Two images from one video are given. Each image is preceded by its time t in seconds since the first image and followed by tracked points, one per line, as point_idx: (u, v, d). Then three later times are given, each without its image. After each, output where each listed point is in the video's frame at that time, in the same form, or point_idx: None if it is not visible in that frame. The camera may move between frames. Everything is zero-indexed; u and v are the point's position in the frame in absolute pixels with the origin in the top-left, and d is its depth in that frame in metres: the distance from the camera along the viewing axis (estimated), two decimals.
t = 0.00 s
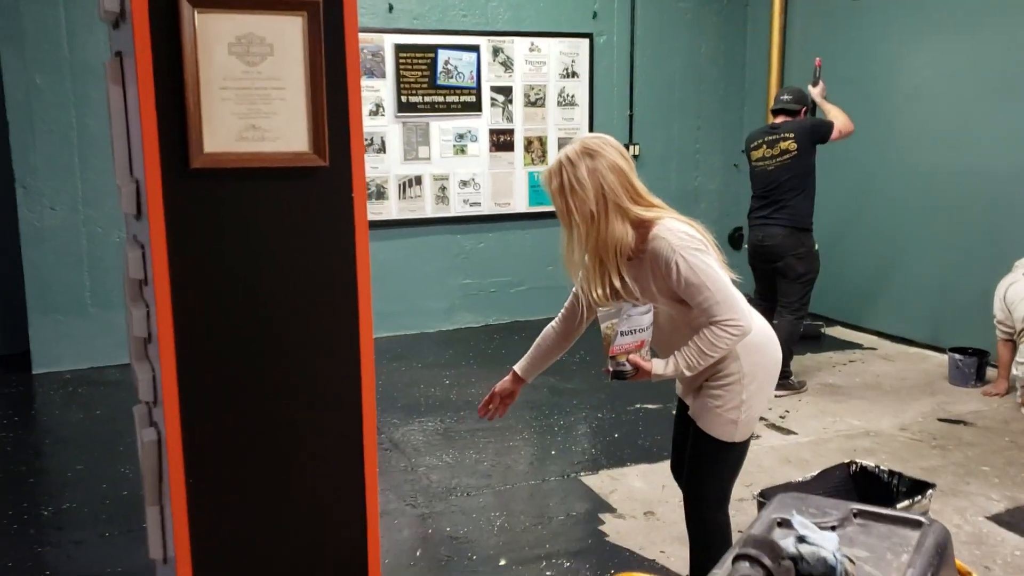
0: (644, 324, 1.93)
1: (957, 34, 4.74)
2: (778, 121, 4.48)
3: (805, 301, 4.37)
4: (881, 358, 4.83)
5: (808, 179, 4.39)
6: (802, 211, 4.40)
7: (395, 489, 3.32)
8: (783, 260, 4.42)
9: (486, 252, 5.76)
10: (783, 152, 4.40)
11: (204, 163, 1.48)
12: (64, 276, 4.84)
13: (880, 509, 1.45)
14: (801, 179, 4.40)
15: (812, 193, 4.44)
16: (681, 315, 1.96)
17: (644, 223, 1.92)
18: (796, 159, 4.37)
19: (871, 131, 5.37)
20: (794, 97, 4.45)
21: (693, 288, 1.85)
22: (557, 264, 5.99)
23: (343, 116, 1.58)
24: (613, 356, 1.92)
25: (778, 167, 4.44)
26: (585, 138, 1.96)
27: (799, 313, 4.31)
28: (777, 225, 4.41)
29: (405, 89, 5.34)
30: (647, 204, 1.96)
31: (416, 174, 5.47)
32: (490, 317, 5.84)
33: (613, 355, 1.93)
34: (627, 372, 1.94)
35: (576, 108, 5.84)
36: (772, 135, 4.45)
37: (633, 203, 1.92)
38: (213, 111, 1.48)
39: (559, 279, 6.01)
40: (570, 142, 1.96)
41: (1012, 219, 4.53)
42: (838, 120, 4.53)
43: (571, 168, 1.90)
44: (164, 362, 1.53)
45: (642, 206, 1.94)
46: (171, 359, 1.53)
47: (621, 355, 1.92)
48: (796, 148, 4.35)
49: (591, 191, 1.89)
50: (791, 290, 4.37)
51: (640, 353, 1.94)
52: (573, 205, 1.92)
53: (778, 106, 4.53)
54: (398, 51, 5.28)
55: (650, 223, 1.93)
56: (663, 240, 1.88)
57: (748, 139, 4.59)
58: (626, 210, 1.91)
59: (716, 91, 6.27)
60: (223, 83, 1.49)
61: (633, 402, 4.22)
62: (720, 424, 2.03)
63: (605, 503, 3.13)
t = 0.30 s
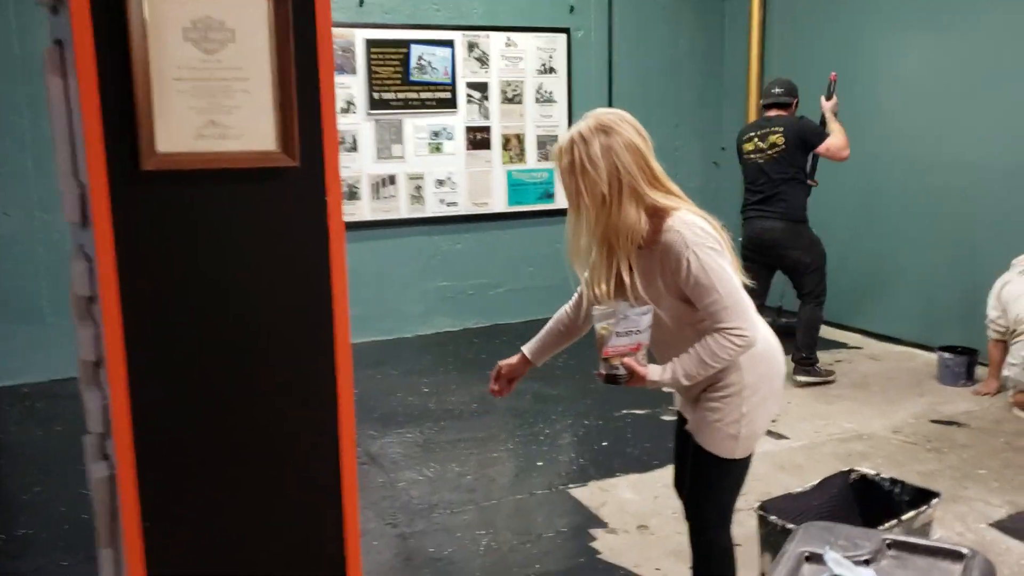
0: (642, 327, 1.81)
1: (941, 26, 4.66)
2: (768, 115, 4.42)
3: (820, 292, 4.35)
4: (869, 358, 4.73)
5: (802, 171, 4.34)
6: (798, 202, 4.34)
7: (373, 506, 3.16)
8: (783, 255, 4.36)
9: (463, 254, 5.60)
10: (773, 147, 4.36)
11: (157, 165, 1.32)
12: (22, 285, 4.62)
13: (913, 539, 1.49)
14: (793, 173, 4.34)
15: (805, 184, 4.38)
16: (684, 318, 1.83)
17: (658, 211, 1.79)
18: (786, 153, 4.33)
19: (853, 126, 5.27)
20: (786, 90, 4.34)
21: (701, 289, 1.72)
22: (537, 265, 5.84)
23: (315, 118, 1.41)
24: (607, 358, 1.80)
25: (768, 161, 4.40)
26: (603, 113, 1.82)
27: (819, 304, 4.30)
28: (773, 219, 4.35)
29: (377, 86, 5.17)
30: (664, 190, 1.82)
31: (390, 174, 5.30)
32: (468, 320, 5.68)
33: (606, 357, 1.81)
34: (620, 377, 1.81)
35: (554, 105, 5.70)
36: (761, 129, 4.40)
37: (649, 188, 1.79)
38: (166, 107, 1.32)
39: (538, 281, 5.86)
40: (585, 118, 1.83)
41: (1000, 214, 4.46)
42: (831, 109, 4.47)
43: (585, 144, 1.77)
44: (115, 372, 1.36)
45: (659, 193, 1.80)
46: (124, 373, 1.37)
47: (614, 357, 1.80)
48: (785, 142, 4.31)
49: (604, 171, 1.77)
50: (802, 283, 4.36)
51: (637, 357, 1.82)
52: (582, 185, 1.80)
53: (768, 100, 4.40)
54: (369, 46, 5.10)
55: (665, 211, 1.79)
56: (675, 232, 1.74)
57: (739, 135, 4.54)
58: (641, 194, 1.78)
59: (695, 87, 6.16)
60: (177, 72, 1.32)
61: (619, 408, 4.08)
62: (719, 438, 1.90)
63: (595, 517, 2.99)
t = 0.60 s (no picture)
0: (586, 314, 1.76)
1: (911, 20, 4.61)
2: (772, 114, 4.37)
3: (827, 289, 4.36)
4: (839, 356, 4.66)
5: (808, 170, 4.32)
6: (804, 204, 4.32)
7: (330, 522, 3.00)
8: (790, 256, 4.35)
9: (426, 253, 5.44)
10: (776, 148, 4.33)
11: (63, 163, 1.32)
12: None
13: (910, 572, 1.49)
14: (798, 173, 4.32)
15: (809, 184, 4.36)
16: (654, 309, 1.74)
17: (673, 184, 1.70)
18: (792, 153, 4.29)
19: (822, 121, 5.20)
20: (791, 88, 4.29)
21: (682, 279, 1.63)
22: (502, 264, 5.70)
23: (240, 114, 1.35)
24: (550, 349, 1.75)
25: (771, 163, 4.36)
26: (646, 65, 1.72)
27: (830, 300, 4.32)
28: (779, 221, 4.32)
29: (336, 80, 4.98)
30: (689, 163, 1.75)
31: (349, 170, 5.12)
32: (431, 321, 5.52)
33: (550, 347, 1.76)
34: (565, 368, 1.77)
35: (519, 99, 5.55)
36: (765, 130, 4.35)
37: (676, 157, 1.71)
38: (77, 97, 1.33)
39: (503, 280, 5.72)
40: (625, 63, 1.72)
41: (972, 210, 4.42)
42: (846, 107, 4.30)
43: (624, 91, 1.67)
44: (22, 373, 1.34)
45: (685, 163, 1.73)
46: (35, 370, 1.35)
47: (559, 347, 1.76)
48: (790, 143, 4.27)
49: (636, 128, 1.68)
50: (810, 284, 4.36)
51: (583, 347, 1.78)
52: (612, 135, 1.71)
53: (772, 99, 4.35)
54: (327, 39, 4.92)
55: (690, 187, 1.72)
56: (682, 211, 1.66)
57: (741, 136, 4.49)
58: (667, 161, 1.70)
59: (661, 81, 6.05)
60: (87, 59, 1.32)
61: (587, 412, 3.96)
62: (671, 451, 1.77)
63: (563, 530, 2.86)
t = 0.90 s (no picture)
0: (563, 307, 1.57)
1: (901, 25, 4.49)
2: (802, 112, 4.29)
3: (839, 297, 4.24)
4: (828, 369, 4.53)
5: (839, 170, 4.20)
6: (832, 204, 4.21)
7: (294, 545, 2.83)
8: (812, 257, 4.23)
9: (405, 259, 5.28)
10: (804, 146, 4.22)
11: None
12: None
13: None
14: (826, 172, 4.21)
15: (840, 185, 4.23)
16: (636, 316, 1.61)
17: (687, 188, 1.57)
18: (822, 151, 4.18)
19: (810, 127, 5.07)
20: (821, 85, 4.21)
21: (673, 288, 1.51)
22: (483, 270, 5.55)
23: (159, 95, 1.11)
24: (515, 335, 1.57)
25: (798, 161, 4.26)
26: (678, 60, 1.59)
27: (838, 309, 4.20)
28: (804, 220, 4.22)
29: (311, 81, 4.82)
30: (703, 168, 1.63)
31: (325, 174, 4.96)
32: (410, 329, 5.36)
33: (516, 334, 1.57)
34: (530, 360, 1.58)
35: (500, 102, 5.40)
36: (794, 127, 4.26)
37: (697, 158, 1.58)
38: None
39: (484, 286, 5.56)
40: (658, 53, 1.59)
41: (963, 219, 4.30)
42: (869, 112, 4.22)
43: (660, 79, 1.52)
44: None
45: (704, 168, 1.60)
46: None
47: (526, 336, 1.57)
48: (820, 140, 4.17)
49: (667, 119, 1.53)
50: (831, 287, 4.23)
51: (551, 342, 1.59)
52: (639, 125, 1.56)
53: (803, 96, 4.27)
54: (302, 39, 4.75)
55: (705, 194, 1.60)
56: (686, 218, 1.53)
57: (770, 133, 4.41)
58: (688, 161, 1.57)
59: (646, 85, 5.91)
60: None
61: (567, 427, 3.80)
62: (626, 482, 1.62)
63: (540, 556, 2.70)
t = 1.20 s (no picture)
0: (582, 357, 1.46)
1: (890, 35, 4.43)
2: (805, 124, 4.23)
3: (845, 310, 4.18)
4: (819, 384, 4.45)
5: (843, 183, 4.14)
6: (836, 217, 4.15)
7: (270, 570, 2.72)
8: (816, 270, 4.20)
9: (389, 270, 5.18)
10: (807, 158, 4.18)
11: None
12: None
13: None
14: (828, 185, 4.15)
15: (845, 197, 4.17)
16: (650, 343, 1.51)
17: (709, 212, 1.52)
18: (823, 164, 4.13)
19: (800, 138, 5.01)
20: (825, 97, 4.13)
21: (708, 312, 1.42)
22: (469, 282, 5.45)
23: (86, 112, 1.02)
24: (550, 400, 1.43)
25: (801, 173, 4.22)
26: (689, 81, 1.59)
27: (840, 322, 4.14)
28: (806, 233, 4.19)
29: (294, 89, 4.72)
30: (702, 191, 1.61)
31: (307, 184, 4.86)
32: (394, 342, 5.26)
33: (551, 398, 1.43)
34: (566, 422, 1.44)
35: (487, 111, 5.32)
36: (797, 140, 4.21)
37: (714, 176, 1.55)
38: None
39: (470, 299, 5.47)
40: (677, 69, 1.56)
41: (949, 232, 4.23)
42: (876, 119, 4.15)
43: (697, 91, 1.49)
44: None
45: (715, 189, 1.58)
46: None
47: (558, 398, 1.44)
48: (821, 153, 4.12)
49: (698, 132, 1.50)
50: (836, 301, 4.16)
51: (580, 396, 1.46)
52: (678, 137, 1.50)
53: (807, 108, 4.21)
54: (285, 46, 4.65)
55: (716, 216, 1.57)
56: (715, 241, 1.47)
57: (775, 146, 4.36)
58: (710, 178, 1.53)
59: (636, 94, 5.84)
60: None
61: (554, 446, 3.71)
62: (619, 520, 1.53)
63: None
